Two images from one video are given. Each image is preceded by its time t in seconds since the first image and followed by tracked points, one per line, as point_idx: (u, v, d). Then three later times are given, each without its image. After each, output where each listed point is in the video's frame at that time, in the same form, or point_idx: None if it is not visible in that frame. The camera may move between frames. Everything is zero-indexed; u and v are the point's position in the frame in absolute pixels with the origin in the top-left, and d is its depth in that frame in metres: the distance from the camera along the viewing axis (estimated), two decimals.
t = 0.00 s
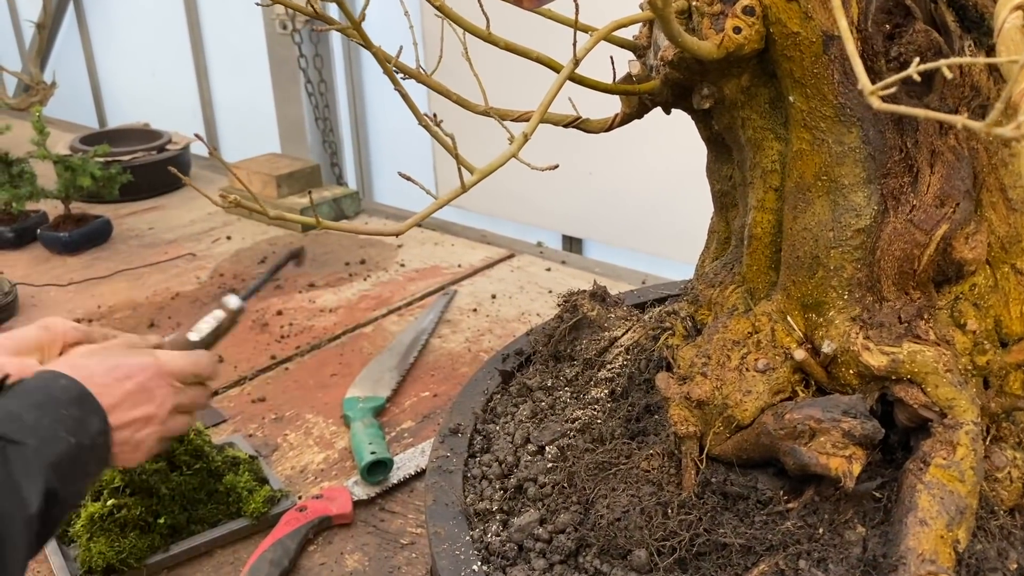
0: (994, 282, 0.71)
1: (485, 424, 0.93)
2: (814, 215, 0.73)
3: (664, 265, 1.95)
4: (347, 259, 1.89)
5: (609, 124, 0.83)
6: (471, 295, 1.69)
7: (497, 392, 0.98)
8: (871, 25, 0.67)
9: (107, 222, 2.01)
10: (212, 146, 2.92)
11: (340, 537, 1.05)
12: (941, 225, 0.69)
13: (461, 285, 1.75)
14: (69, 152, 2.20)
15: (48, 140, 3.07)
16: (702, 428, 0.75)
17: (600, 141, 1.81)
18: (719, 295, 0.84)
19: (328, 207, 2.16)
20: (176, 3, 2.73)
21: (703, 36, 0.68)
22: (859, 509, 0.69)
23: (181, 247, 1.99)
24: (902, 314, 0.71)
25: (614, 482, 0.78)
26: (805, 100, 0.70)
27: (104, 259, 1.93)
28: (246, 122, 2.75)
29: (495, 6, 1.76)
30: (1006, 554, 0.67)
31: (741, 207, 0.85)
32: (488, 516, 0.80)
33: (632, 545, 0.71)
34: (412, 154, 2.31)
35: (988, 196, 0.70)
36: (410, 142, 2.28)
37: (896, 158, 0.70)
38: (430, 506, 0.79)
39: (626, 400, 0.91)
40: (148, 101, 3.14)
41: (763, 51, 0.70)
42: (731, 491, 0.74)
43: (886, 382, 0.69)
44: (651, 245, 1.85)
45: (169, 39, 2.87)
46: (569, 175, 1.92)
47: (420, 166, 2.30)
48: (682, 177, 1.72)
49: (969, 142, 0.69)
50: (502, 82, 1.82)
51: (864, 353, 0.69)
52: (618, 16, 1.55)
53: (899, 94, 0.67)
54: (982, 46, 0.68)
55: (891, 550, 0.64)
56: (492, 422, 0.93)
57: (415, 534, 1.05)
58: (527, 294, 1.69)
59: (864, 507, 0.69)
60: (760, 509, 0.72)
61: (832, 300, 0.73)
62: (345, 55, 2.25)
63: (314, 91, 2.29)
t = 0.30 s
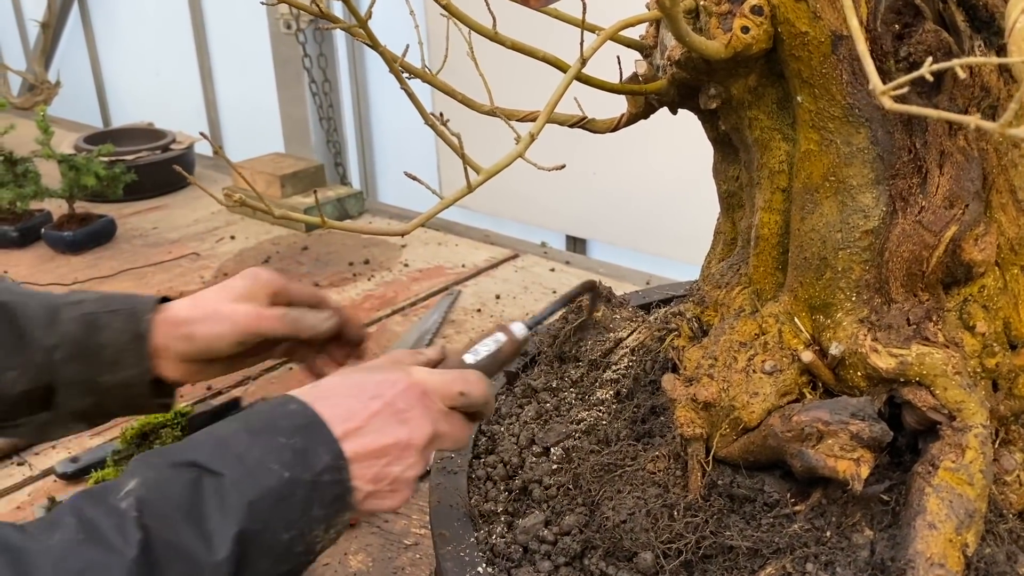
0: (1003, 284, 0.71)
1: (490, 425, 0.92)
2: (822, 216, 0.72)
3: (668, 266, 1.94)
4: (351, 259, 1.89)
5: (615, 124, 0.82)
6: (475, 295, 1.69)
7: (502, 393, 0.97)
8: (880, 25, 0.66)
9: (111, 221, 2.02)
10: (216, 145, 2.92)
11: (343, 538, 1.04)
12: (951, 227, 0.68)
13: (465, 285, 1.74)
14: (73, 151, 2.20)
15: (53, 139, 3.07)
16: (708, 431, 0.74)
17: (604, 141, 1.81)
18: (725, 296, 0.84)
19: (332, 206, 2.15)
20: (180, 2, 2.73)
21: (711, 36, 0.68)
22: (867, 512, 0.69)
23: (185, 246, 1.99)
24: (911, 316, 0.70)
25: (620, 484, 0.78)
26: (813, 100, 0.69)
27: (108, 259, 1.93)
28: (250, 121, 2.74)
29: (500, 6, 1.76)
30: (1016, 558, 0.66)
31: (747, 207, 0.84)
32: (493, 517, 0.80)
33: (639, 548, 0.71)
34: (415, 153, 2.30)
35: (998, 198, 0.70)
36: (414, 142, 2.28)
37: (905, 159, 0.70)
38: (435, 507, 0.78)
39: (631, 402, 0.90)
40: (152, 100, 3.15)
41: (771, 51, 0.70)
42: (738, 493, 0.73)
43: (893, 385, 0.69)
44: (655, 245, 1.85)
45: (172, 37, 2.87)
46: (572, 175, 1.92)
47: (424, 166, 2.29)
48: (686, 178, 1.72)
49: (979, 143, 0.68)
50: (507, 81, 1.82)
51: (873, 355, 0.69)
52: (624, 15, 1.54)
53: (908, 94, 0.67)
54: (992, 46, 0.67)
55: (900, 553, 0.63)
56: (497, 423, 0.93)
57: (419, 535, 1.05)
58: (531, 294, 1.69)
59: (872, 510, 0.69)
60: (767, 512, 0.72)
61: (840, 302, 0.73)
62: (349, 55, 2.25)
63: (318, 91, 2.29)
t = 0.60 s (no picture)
0: (1005, 287, 0.70)
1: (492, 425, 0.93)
2: (824, 218, 0.72)
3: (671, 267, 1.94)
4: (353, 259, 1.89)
5: (618, 124, 0.82)
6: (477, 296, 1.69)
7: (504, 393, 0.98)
8: (882, 27, 0.66)
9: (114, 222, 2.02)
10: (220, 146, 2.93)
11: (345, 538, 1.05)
12: (953, 228, 0.67)
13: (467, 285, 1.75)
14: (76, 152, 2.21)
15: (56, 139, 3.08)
16: (709, 432, 0.74)
17: (606, 142, 1.81)
18: (727, 298, 0.84)
19: (335, 207, 2.15)
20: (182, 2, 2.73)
21: (714, 37, 0.68)
22: (868, 514, 0.69)
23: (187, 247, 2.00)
24: (912, 318, 0.70)
25: (622, 486, 0.78)
26: (815, 101, 0.69)
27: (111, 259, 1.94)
28: (254, 121, 2.75)
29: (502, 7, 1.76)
30: (1017, 560, 0.66)
31: (750, 209, 0.84)
32: (495, 518, 0.80)
33: (640, 549, 0.71)
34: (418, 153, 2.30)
35: (1001, 200, 0.70)
36: (417, 142, 2.28)
37: (907, 161, 0.70)
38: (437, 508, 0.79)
39: (633, 403, 0.90)
40: (155, 100, 3.15)
41: (774, 53, 0.70)
42: (739, 495, 0.73)
43: (895, 387, 0.69)
44: (657, 246, 1.85)
45: (175, 37, 2.88)
46: (575, 177, 1.92)
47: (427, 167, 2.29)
48: (688, 180, 1.72)
49: (982, 145, 0.68)
50: (509, 82, 1.82)
51: (874, 357, 0.69)
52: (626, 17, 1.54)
53: (910, 96, 0.67)
54: (995, 47, 0.67)
55: (901, 555, 0.63)
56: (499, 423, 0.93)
57: (421, 535, 1.05)
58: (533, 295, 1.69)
59: (873, 512, 0.69)
60: (769, 513, 0.72)
61: (843, 303, 0.73)
62: (352, 56, 2.24)
63: (321, 91, 2.29)
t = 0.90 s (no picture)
0: (1002, 287, 0.70)
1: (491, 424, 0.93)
2: (821, 219, 0.73)
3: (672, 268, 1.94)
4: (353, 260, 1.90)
5: (616, 125, 0.83)
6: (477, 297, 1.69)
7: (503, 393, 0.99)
8: (879, 28, 0.67)
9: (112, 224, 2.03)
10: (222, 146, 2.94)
11: (345, 538, 1.05)
12: (949, 229, 0.67)
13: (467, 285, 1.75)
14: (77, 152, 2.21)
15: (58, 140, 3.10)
16: (706, 432, 0.75)
17: (606, 143, 1.81)
18: (725, 299, 0.84)
19: (335, 207, 2.16)
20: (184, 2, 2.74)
21: (710, 39, 0.68)
22: (865, 514, 0.69)
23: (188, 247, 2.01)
24: (909, 318, 0.70)
25: (619, 485, 0.78)
26: (812, 102, 0.69)
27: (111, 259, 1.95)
28: (255, 121, 2.75)
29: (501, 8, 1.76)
30: (1014, 561, 0.66)
31: (748, 210, 0.84)
32: (492, 518, 0.80)
33: (636, 549, 0.71)
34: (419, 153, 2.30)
35: (997, 200, 0.70)
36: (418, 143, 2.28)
37: (905, 162, 0.70)
38: (436, 508, 0.79)
39: (631, 403, 0.91)
40: (157, 100, 3.16)
41: (772, 54, 0.70)
42: (736, 495, 0.73)
43: (892, 387, 0.69)
44: (657, 246, 1.85)
45: (177, 38, 2.88)
46: (575, 177, 1.93)
47: (428, 167, 2.29)
48: (688, 181, 1.72)
49: (978, 146, 0.68)
50: (509, 83, 1.82)
51: (871, 357, 0.69)
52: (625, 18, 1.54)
53: (907, 96, 0.67)
54: (991, 49, 0.67)
55: (897, 556, 0.63)
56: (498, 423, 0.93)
57: (420, 536, 1.05)
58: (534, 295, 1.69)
59: (869, 513, 0.69)
60: (765, 513, 0.72)
61: (839, 304, 0.73)
62: (353, 57, 2.25)
63: (322, 92, 2.30)
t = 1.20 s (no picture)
0: (994, 287, 0.71)
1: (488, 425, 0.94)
2: (813, 219, 0.73)
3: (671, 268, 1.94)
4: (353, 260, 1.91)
5: (611, 125, 0.83)
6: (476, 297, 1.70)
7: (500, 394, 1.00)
8: (870, 29, 0.67)
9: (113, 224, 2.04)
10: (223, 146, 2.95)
11: (343, 537, 1.05)
12: (940, 229, 0.69)
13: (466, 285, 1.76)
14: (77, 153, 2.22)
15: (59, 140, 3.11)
16: (700, 432, 0.75)
17: (605, 143, 1.81)
18: (719, 299, 0.84)
19: (335, 207, 2.17)
20: (185, 3, 2.75)
21: (702, 40, 0.68)
22: (857, 513, 0.69)
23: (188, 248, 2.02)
24: (901, 318, 0.70)
25: (614, 485, 0.78)
26: (804, 103, 0.70)
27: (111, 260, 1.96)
28: (256, 121, 2.76)
29: (496, 9, 1.76)
30: (1005, 559, 0.67)
31: (742, 210, 0.85)
32: (488, 518, 0.81)
33: (631, 548, 0.71)
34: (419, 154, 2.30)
35: (989, 200, 0.70)
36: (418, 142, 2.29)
37: (896, 162, 0.70)
38: (432, 508, 0.80)
39: (626, 403, 0.91)
40: (158, 100, 3.17)
41: (764, 55, 0.71)
42: (730, 494, 0.74)
43: (884, 386, 0.69)
44: (656, 246, 1.86)
45: (178, 39, 2.89)
46: (574, 177, 1.93)
47: (427, 167, 2.29)
48: (687, 181, 1.72)
49: (970, 146, 0.68)
50: (507, 83, 1.83)
51: (863, 357, 0.69)
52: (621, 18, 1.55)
53: (898, 97, 0.67)
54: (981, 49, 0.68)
55: (889, 554, 0.64)
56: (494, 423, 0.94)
57: (418, 535, 1.05)
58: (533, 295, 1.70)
59: (862, 511, 0.69)
60: (759, 512, 0.72)
61: (831, 304, 0.73)
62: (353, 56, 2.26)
63: (323, 92, 2.31)
